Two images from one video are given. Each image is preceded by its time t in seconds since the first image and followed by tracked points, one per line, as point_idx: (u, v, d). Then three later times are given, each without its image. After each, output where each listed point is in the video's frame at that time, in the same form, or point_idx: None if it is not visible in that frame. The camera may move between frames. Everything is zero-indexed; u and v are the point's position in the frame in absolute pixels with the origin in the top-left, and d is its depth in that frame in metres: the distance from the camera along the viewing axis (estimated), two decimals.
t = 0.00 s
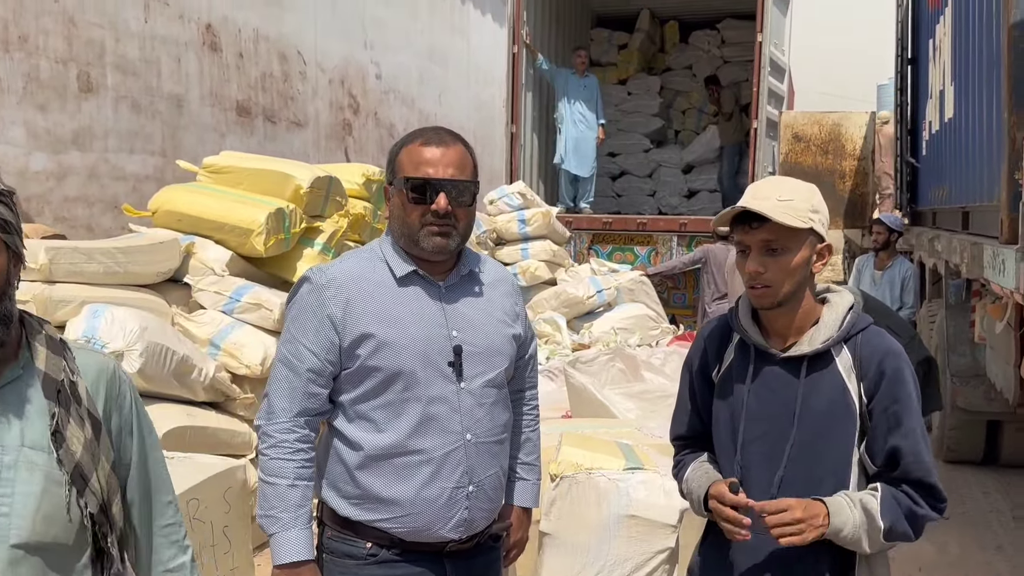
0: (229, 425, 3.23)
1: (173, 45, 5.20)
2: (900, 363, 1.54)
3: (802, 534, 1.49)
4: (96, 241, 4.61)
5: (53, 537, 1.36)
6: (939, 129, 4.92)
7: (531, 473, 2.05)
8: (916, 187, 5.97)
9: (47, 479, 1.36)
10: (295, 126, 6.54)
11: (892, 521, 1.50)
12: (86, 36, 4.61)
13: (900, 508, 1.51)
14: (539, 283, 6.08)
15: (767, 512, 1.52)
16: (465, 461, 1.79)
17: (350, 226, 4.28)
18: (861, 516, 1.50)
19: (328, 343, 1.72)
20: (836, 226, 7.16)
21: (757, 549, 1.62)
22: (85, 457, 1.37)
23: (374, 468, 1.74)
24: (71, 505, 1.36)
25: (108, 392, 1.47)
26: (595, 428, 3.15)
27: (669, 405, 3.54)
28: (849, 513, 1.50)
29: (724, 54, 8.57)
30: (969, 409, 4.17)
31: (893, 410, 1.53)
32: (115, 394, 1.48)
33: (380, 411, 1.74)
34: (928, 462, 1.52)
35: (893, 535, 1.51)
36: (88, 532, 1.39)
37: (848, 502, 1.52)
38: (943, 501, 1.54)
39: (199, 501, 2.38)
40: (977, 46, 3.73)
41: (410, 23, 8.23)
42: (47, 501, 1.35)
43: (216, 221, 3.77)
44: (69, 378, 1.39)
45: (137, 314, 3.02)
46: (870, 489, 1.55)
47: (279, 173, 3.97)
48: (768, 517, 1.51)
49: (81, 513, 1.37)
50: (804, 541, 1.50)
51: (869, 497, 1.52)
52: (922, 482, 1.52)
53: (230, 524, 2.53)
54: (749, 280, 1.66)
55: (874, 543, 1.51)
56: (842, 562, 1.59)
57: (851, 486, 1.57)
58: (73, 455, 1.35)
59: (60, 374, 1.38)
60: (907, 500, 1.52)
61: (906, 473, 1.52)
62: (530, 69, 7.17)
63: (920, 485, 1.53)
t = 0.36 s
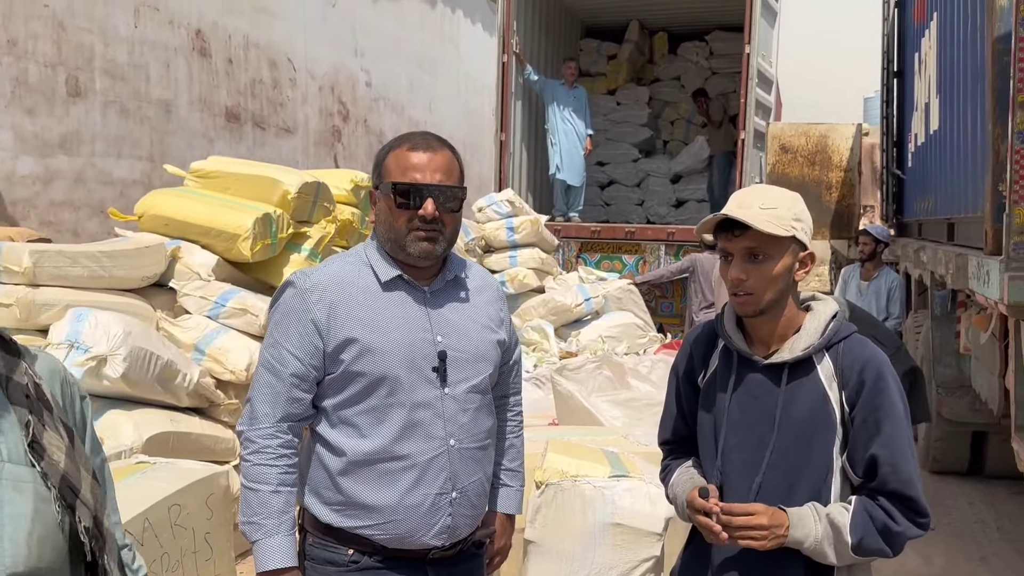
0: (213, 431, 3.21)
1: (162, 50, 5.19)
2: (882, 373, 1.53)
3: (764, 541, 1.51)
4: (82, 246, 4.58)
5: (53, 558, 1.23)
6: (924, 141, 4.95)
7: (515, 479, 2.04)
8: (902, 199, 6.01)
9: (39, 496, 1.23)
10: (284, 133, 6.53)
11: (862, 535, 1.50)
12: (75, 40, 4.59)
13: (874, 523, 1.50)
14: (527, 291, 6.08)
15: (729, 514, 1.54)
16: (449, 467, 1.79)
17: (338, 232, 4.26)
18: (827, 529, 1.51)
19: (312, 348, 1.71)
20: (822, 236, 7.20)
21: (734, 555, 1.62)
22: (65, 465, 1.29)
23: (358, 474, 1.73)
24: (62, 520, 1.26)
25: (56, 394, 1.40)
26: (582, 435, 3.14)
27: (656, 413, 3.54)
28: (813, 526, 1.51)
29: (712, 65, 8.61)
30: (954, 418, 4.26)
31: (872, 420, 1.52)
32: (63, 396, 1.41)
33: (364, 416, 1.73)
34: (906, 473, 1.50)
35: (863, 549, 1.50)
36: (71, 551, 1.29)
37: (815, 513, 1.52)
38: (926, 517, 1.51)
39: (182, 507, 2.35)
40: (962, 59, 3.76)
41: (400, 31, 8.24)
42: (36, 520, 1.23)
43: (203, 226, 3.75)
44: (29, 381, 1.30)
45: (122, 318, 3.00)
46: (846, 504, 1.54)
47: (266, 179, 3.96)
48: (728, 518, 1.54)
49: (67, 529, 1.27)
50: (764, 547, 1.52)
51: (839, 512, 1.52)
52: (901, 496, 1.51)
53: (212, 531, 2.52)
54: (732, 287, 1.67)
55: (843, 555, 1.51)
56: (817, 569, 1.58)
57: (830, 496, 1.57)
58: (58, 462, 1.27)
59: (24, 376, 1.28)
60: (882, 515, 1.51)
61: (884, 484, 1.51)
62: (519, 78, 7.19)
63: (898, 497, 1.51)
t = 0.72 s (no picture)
0: (186, 440, 3.16)
1: (143, 56, 5.15)
2: (858, 382, 1.52)
3: (737, 553, 1.49)
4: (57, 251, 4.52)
5: None
6: (903, 159, 4.99)
7: (490, 489, 2.02)
8: (881, 215, 6.06)
9: None
10: (265, 141, 6.49)
11: (834, 548, 1.49)
12: (54, 44, 4.55)
13: (846, 535, 1.49)
14: (508, 302, 6.06)
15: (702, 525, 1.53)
16: (420, 475, 1.76)
17: (317, 240, 4.24)
18: (798, 541, 1.50)
19: (281, 352, 1.68)
20: (802, 252, 7.23)
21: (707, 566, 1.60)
22: None
23: (325, 482, 1.70)
24: None
25: None
26: (560, 447, 3.12)
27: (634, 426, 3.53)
28: (785, 538, 1.50)
29: (695, 81, 8.65)
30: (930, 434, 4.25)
31: (845, 430, 1.51)
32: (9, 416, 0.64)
33: (333, 422, 1.70)
34: (880, 483, 1.50)
35: (835, 562, 1.50)
36: None
37: (787, 526, 1.51)
38: (899, 528, 1.50)
39: (149, 517, 2.30)
40: (941, 76, 3.79)
41: (384, 41, 8.23)
42: None
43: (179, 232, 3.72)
44: None
45: (93, 324, 2.95)
46: (818, 514, 1.53)
47: (245, 185, 3.93)
48: (701, 530, 1.52)
49: None
50: (737, 560, 1.50)
51: (812, 524, 1.51)
52: (874, 507, 1.50)
53: (181, 542, 2.47)
54: (713, 293, 1.65)
55: (814, 566, 1.51)
56: None
57: (803, 506, 1.55)
58: None
59: None
60: (854, 526, 1.50)
61: (857, 494, 1.50)
62: (502, 91, 7.20)
63: (870, 507, 1.50)
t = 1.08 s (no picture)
0: (166, 447, 3.14)
1: (128, 60, 5.13)
2: (841, 392, 1.54)
3: (728, 561, 1.49)
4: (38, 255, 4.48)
5: None
6: (885, 172, 5.03)
7: (471, 497, 2.01)
8: (862, 229, 6.11)
9: None
10: (249, 146, 6.47)
11: (819, 556, 1.50)
12: (37, 47, 4.52)
13: (830, 544, 1.50)
14: (492, 311, 6.05)
15: (693, 538, 1.50)
16: (402, 484, 1.75)
17: (301, 246, 4.23)
18: (785, 549, 1.50)
19: (263, 358, 1.67)
20: (783, 264, 7.28)
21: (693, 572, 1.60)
22: None
23: (306, 490, 1.69)
24: None
25: None
26: (542, 456, 3.12)
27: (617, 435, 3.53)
28: (771, 545, 1.50)
29: (679, 93, 8.71)
30: (911, 446, 4.28)
31: (828, 439, 1.52)
32: None
33: (314, 430, 1.70)
34: (861, 492, 1.51)
35: (819, 570, 1.50)
36: None
37: (773, 534, 1.51)
38: (879, 538, 1.52)
39: (126, 525, 2.28)
40: (922, 91, 3.83)
41: (371, 49, 8.23)
42: None
43: (161, 237, 3.69)
44: None
45: (73, 329, 2.92)
46: (802, 522, 1.54)
47: (229, 191, 3.92)
48: (692, 543, 1.49)
49: None
50: (728, 566, 1.49)
51: (797, 532, 1.52)
52: (856, 516, 1.51)
53: (158, 549, 2.45)
54: (701, 302, 1.66)
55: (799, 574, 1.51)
56: None
57: (785, 515, 1.56)
58: None
59: None
60: (837, 535, 1.51)
61: (839, 504, 1.51)
62: (488, 100, 7.21)
63: (852, 517, 1.51)
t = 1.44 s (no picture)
0: (148, 451, 3.12)
1: (117, 62, 5.11)
2: (823, 401, 1.54)
3: (721, 553, 1.46)
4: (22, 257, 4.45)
5: None
6: (871, 183, 5.06)
7: (454, 504, 2.01)
8: (848, 239, 6.15)
9: None
10: (238, 150, 6.45)
11: (801, 561, 1.49)
12: (25, 48, 4.50)
13: (812, 551, 1.49)
14: (480, 317, 6.04)
15: (687, 527, 1.47)
16: (385, 491, 1.75)
17: (288, 250, 4.21)
18: (771, 551, 1.49)
19: (246, 364, 1.67)
20: (770, 273, 7.31)
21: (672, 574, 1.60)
22: None
23: (288, 497, 1.68)
24: None
25: None
26: (528, 464, 3.11)
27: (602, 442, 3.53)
28: (759, 545, 1.48)
29: (669, 103, 8.74)
30: (895, 456, 4.28)
31: (810, 448, 1.53)
32: None
33: (297, 437, 1.69)
34: (840, 503, 1.51)
35: None
36: None
37: (761, 536, 1.50)
38: (858, 548, 1.52)
39: (107, 530, 2.26)
40: (909, 103, 3.86)
41: (361, 54, 8.23)
42: None
43: (146, 240, 3.68)
44: None
45: (55, 332, 2.90)
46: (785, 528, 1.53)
47: (215, 194, 3.90)
48: (685, 530, 1.47)
49: None
50: (720, 559, 1.46)
51: (781, 535, 1.50)
52: (836, 526, 1.51)
53: (139, 555, 2.43)
54: (687, 313, 1.66)
55: None
56: None
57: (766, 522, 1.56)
58: None
59: None
60: (818, 543, 1.50)
61: (819, 513, 1.51)
62: (478, 107, 7.22)
63: (831, 526, 1.51)
